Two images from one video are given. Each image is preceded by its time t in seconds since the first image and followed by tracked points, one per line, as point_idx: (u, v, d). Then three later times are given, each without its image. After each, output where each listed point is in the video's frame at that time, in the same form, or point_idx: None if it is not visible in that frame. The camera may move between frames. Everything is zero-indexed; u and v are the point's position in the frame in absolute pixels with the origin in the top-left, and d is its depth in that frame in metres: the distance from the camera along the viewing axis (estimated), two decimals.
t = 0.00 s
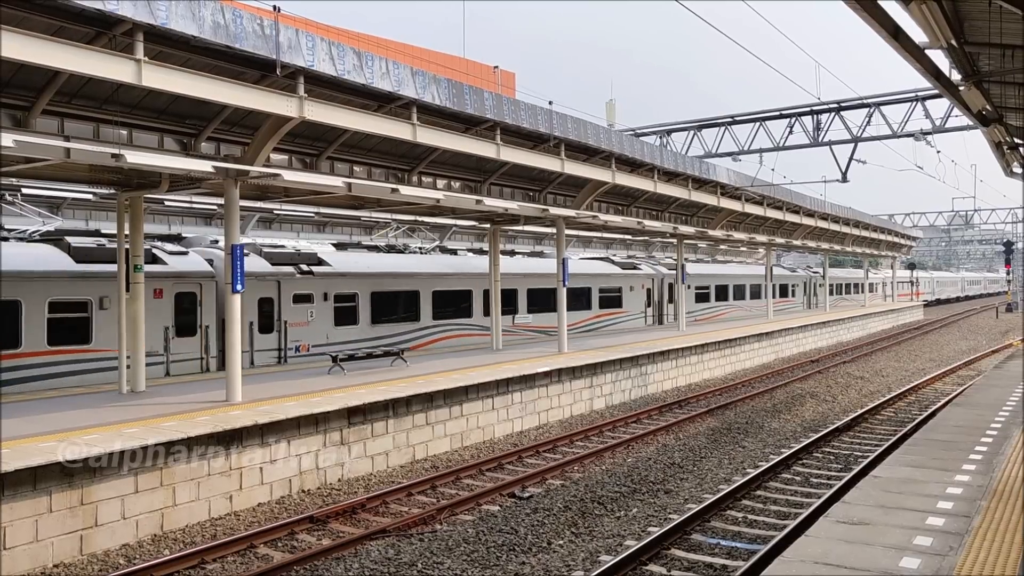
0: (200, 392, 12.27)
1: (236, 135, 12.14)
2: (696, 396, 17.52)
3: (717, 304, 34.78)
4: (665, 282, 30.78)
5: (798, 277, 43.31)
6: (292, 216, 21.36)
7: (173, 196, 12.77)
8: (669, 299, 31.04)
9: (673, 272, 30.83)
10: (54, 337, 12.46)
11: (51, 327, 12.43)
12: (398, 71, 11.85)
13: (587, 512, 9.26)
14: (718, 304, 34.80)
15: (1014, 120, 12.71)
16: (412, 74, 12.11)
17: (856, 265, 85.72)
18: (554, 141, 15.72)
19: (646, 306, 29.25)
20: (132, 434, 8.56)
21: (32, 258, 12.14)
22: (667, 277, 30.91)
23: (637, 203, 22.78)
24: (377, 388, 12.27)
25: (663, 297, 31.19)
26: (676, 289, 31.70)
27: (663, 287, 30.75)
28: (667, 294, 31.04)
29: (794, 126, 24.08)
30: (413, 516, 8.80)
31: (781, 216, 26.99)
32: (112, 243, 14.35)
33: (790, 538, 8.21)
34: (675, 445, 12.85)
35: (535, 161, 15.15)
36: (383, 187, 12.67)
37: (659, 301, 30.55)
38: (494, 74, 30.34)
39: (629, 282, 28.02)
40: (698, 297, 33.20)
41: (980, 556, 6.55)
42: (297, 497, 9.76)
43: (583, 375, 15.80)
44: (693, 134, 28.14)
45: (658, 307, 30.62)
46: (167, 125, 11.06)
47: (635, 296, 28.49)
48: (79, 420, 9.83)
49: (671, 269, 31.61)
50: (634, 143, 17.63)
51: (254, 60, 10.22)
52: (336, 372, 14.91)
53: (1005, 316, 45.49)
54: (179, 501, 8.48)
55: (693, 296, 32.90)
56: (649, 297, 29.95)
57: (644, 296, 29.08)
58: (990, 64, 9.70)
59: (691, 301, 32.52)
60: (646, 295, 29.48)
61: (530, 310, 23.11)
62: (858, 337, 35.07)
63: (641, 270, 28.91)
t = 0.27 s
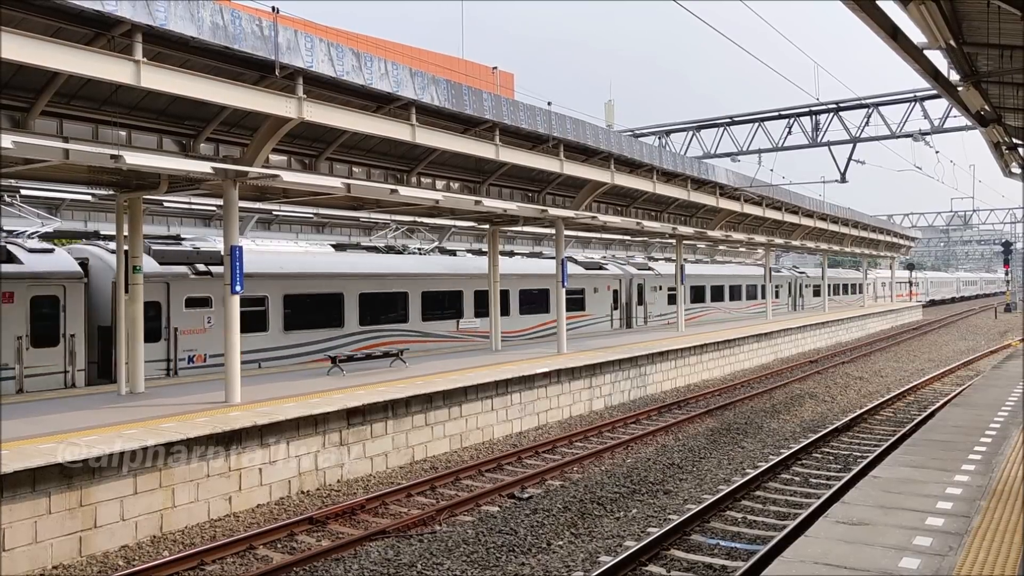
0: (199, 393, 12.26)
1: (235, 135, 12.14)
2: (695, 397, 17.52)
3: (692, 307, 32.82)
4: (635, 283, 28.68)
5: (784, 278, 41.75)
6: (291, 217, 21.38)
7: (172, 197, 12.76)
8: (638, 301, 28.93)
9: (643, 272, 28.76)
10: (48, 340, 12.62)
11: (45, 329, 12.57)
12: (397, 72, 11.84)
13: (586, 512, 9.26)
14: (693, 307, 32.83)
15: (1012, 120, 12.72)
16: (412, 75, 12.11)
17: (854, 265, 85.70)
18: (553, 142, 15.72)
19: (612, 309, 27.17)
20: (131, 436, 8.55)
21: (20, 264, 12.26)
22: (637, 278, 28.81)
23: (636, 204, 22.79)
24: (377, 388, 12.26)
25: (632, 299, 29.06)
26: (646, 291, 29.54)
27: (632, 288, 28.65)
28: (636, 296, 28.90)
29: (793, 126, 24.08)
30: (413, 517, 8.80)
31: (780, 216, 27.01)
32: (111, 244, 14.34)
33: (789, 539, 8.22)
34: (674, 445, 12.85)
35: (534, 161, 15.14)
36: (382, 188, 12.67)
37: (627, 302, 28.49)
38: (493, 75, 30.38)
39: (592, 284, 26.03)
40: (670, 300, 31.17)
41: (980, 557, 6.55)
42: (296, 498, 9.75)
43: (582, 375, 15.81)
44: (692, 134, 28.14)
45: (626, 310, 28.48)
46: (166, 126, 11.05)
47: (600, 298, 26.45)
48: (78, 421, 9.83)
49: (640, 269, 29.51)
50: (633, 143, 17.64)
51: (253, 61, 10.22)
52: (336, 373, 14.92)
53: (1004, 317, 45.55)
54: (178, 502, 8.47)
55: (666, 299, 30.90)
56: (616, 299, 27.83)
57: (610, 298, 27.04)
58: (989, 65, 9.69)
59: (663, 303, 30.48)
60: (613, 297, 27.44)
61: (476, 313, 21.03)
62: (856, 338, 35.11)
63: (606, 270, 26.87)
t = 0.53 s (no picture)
0: (198, 394, 12.25)
1: (234, 136, 12.14)
2: (695, 397, 17.52)
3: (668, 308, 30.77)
4: (600, 284, 26.79)
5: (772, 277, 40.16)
6: (290, 217, 21.39)
7: (171, 198, 12.75)
8: (603, 303, 26.99)
9: (611, 272, 26.91)
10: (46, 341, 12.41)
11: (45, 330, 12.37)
12: (395, 72, 11.84)
13: (585, 513, 9.26)
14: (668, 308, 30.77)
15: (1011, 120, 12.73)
16: (411, 75, 12.11)
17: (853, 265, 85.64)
18: (552, 142, 15.72)
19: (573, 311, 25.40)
20: (131, 437, 8.54)
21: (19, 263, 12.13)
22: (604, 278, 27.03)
23: (636, 204, 22.80)
24: (377, 389, 12.26)
25: (597, 300, 27.20)
26: (613, 292, 27.61)
27: (596, 288, 26.72)
28: (601, 298, 26.97)
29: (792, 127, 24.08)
30: (412, 517, 8.80)
31: (779, 216, 27.03)
32: (111, 245, 14.31)
33: (789, 539, 8.22)
34: (673, 445, 12.86)
35: (533, 162, 15.14)
36: (381, 188, 12.67)
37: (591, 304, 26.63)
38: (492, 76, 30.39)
39: (550, 284, 24.11)
40: (640, 301, 29.06)
41: (979, 557, 6.56)
42: (296, 499, 9.75)
43: (581, 376, 15.82)
44: (691, 134, 28.14)
45: (590, 312, 26.61)
46: (165, 127, 11.05)
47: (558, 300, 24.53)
48: (77, 422, 9.82)
49: (606, 269, 27.48)
50: (632, 143, 17.64)
51: (252, 62, 10.22)
52: (335, 374, 14.93)
53: (1003, 317, 45.61)
54: (177, 503, 8.46)
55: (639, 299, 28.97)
56: (578, 300, 25.88)
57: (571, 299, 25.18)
58: (988, 64, 9.68)
59: (633, 305, 28.47)
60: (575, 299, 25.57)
61: (412, 318, 19.10)
62: (856, 338, 35.14)
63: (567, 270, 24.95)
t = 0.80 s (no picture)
0: (197, 395, 12.23)
1: (233, 137, 12.14)
2: (694, 397, 17.51)
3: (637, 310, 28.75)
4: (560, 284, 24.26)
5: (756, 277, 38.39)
6: (289, 218, 21.39)
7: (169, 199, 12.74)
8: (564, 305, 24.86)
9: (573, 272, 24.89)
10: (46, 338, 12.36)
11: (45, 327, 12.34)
12: (394, 73, 11.84)
13: (585, 513, 9.25)
14: (637, 310, 28.72)
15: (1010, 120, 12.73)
16: (409, 76, 12.10)
17: (853, 264, 85.64)
18: (551, 142, 15.71)
19: (532, 314, 23.35)
20: (130, 438, 8.53)
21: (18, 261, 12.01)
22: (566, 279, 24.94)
23: (635, 204, 22.80)
24: (376, 390, 12.25)
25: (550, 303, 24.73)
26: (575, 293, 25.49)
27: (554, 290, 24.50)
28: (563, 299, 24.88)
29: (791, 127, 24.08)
30: (412, 518, 8.79)
31: (779, 216, 27.03)
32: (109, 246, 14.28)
33: (788, 539, 8.22)
34: (673, 445, 12.85)
35: (532, 162, 15.12)
36: (380, 189, 12.66)
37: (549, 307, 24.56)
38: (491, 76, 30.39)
39: (502, 286, 22.10)
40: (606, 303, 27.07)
41: (979, 556, 6.55)
42: (295, 500, 9.75)
43: (581, 376, 15.81)
44: (690, 134, 28.13)
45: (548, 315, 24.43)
46: (163, 128, 11.04)
47: (511, 303, 22.55)
48: (76, 423, 9.81)
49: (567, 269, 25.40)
50: (631, 143, 17.63)
51: (250, 63, 10.21)
52: (334, 374, 14.93)
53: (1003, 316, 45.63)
54: (176, 504, 8.45)
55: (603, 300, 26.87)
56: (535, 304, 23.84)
57: (527, 302, 23.15)
58: (987, 63, 9.65)
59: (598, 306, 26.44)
60: (532, 301, 23.53)
61: (334, 324, 17.10)
62: (855, 337, 35.15)
63: (521, 270, 23.00)
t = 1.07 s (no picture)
0: (196, 396, 12.22)
1: (232, 137, 12.14)
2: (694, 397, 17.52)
3: (603, 313, 26.74)
4: (515, 285, 22.81)
5: (738, 276, 36.72)
6: (288, 219, 21.39)
7: (168, 200, 12.74)
8: (519, 308, 22.96)
9: (528, 272, 22.94)
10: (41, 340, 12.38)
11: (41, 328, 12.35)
12: (393, 73, 11.83)
13: (585, 513, 9.25)
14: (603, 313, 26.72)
15: (1009, 119, 12.73)
16: (408, 76, 12.09)
17: (852, 264, 85.65)
18: (550, 142, 15.70)
19: (479, 318, 21.34)
20: (129, 439, 8.53)
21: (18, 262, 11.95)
22: (521, 279, 22.98)
23: (634, 204, 22.81)
24: (375, 390, 12.24)
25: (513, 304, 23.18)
26: (530, 295, 23.50)
27: (507, 291, 22.65)
28: (518, 301, 22.97)
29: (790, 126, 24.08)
30: (411, 519, 8.78)
31: (778, 216, 27.03)
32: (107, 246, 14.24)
33: (788, 538, 8.22)
34: (672, 445, 12.85)
35: (531, 162, 15.12)
36: (379, 189, 12.66)
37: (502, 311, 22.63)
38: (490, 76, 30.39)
39: (444, 287, 20.13)
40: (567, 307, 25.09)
41: (978, 556, 6.55)
42: (295, 500, 9.74)
43: (580, 376, 15.81)
44: (689, 134, 28.12)
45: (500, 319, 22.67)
46: (162, 128, 11.03)
47: (457, 306, 20.57)
48: (76, 424, 9.81)
49: (523, 268, 23.50)
50: (630, 143, 17.62)
51: (249, 63, 10.21)
52: (334, 375, 14.93)
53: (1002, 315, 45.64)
54: (176, 505, 8.45)
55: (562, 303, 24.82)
56: (484, 306, 21.89)
57: (476, 304, 21.22)
58: (985, 62, 9.63)
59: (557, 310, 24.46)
60: (481, 304, 21.52)
61: (289, 328, 16.14)
62: (855, 337, 35.16)
63: (468, 270, 20.99)
